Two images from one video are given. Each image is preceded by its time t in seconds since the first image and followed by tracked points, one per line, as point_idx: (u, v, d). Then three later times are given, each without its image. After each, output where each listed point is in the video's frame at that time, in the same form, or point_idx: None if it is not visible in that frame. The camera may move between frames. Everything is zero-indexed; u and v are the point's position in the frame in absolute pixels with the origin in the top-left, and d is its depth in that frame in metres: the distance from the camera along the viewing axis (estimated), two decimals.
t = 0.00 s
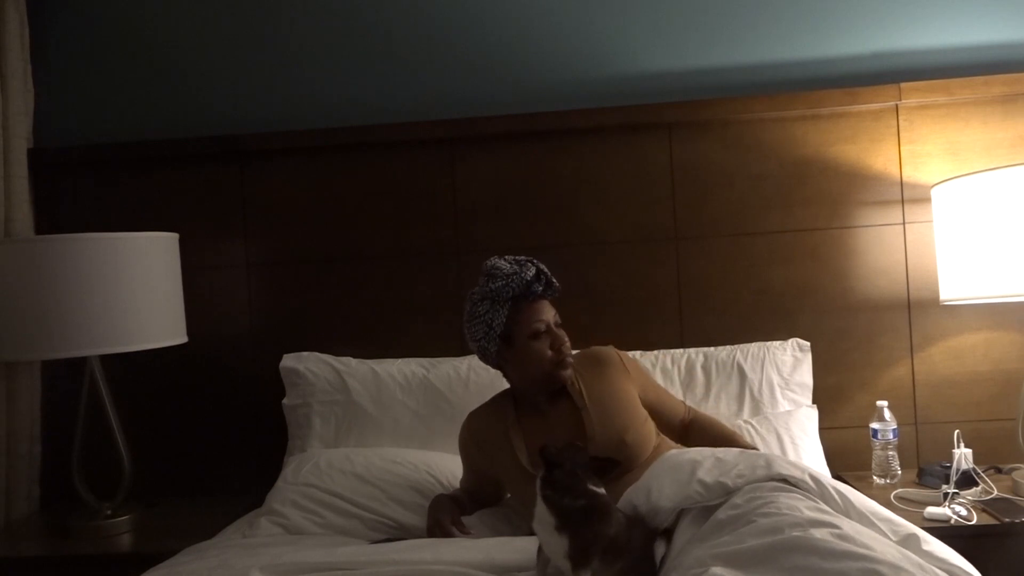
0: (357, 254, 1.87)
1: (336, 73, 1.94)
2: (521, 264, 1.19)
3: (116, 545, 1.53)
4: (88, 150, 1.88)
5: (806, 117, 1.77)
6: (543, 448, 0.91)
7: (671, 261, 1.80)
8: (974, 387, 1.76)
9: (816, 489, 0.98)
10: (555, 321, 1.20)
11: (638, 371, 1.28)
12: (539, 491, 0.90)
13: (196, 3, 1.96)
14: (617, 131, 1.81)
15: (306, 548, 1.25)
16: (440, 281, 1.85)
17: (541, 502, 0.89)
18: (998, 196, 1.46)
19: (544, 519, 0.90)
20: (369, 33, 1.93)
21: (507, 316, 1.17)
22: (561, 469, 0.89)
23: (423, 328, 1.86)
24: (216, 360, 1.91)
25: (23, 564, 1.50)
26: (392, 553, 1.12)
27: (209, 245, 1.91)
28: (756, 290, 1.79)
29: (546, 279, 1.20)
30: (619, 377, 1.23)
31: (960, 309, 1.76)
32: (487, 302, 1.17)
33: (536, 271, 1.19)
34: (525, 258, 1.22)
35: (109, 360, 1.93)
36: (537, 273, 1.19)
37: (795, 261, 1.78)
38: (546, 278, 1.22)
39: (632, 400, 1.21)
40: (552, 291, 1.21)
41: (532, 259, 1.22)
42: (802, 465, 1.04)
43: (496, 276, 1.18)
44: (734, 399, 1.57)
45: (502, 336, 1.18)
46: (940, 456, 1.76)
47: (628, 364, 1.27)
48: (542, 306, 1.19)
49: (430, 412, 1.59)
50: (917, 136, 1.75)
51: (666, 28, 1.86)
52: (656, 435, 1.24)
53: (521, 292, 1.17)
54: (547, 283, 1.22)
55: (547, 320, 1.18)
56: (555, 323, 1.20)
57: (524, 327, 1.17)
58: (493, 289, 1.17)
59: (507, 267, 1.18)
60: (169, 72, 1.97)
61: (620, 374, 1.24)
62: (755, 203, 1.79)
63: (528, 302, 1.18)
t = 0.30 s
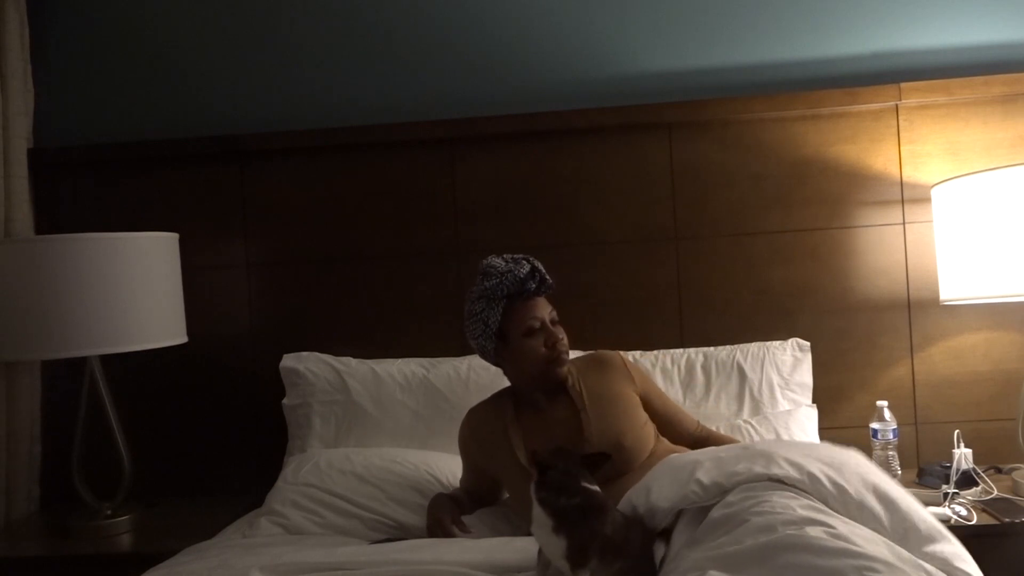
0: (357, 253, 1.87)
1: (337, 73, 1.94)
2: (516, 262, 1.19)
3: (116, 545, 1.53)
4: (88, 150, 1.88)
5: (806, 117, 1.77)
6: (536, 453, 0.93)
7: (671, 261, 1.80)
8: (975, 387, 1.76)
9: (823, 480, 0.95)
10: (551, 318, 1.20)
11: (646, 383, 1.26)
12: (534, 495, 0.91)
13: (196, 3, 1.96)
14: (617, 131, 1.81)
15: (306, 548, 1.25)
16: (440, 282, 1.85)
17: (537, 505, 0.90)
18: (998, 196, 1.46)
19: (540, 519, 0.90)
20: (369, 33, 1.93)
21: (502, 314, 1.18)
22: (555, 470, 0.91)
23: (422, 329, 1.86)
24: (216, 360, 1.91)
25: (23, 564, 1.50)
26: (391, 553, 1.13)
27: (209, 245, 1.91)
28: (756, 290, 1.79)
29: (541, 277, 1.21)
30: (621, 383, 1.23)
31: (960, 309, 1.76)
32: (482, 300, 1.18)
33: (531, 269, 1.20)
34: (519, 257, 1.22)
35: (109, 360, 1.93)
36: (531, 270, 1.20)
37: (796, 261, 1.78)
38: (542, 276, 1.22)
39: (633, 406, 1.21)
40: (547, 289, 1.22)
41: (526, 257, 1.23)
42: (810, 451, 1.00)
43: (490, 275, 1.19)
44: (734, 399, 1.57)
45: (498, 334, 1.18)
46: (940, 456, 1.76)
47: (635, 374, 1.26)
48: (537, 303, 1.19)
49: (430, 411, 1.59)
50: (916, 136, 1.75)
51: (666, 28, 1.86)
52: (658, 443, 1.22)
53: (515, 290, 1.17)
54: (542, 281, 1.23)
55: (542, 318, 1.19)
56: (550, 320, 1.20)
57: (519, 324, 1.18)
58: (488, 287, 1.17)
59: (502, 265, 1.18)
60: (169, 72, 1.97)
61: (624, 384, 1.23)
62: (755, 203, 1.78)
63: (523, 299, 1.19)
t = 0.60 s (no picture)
0: (357, 254, 1.87)
1: (337, 73, 1.94)
2: (518, 256, 1.20)
3: (116, 545, 1.53)
4: (88, 150, 1.88)
5: (806, 117, 1.77)
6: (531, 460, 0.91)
7: (672, 261, 1.80)
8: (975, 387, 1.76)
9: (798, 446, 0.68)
10: (552, 313, 1.20)
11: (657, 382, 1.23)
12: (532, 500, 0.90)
13: (196, 3, 1.96)
14: (617, 131, 1.81)
15: (306, 548, 1.25)
16: (440, 282, 1.85)
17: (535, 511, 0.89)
18: (998, 196, 1.46)
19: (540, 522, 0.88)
20: (369, 32, 1.93)
21: (503, 308, 1.19)
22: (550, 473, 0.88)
23: (422, 329, 1.86)
24: (216, 360, 1.91)
25: (23, 564, 1.50)
26: (392, 554, 1.13)
27: (209, 245, 1.91)
28: (756, 290, 1.79)
29: (542, 271, 1.20)
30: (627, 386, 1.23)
31: (960, 309, 1.76)
32: (486, 295, 1.21)
33: (532, 263, 1.20)
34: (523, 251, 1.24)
35: (109, 360, 1.93)
36: (532, 264, 1.20)
37: (796, 261, 1.78)
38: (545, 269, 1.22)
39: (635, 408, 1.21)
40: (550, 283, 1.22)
41: (531, 252, 1.23)
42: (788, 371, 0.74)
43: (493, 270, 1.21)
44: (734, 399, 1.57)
45: (499, 328, 1.20)
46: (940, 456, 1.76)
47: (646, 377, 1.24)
48: (536, 298, 1.19)
49: (430, 411, 1.59)
50: (917, 136, 1.75)
51: (666, 28, 1.86)
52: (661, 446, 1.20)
53: (515, 284, 1.19)
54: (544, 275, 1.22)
55: (541, 312, 1.18)
56: (551, 314, 1.19)
57: (519, 319, 1.18)
58: (490, 282, 1.20)
59: (502, 260, 1.19)
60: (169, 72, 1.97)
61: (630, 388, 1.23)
62: (755, 203, 1.78)
63: (525, 294, 1.19)
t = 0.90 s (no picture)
0: (357, 254, 1.87)
1: (337, 73, 1.94)
2: (523, 253, 1.23)
3: (116, 545, 1.53)
4: (88, 150, 1.88)
5: (806, 117, 1.77)
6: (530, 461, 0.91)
7: (672, 261, 1.80)
8: (974, 387, 1.76)
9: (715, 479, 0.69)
10: (551, 310, 1.19)
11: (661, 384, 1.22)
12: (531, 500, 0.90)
13: (196, 3, 1.96)
14: (617, 131, 1.81)
15: (307, 547, 1.25)
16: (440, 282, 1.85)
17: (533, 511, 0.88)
18: (998, 196, 1.46)
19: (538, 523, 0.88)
20: (369, 33, 1.93)
21: (505, 304, 1.22)
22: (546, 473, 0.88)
23: (422, 329, 1.86)
24: (216, 359, 1.91)
25: (23, 564, 1.50)
26: (392, 554, 1.13)
27: (209, 245, 1.91)
28: (756, 290, 1.79)
29: (543, 268, 1.22)
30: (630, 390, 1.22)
31: (960, 309, 1.76)
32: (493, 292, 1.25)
33: (533, 259, 1.22)
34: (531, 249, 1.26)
35: (109, 360, 1.93)
36: (532, 261, 1.21)
37: (796, 261, 1.78)
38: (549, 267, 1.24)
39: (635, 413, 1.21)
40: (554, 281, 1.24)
41: (538, 250, 1.25)
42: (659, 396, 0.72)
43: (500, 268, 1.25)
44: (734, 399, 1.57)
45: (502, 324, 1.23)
46: (940, 456, 1.76)
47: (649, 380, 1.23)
48: (535, 294, 1.20)
49: (430, 412, 1.59)
50: (916, 136, 1.75)
51: (665, 28, 1.86)
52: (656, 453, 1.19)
53: (515, 281, 1.21)
54: (547, 272, 1.23)
55: (539, 308, 1.19)
56: (551, 311, 1.20)
57: (518, 314, 1.20)
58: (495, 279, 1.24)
59: (508, 256, 1.24)
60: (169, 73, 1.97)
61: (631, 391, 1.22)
62: (755, 203, 1.78)
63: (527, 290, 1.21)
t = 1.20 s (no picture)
0: (357, 253, 1.87)
1: (337, 73, 1.94)
2: (522, 250, 1.21)
3: (116, 545, 1.53)
4: (89, 150, 1.88)
5: (806, 117, 1.77)
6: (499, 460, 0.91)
7: (672, 261, 1.80)
8: (974, 387, 1.77)
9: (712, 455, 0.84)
10: (547, 309, 1.18)
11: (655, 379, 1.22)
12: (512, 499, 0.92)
13: (196, 3, 1.96)
14: (617, 131, 1.81)
15: (308, 548, 1.25)
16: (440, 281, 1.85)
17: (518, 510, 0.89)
18: (998, 196, 1.46)
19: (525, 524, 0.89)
20: (369, 33, 1.93)
21: (502, 302, 1.21)
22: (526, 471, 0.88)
23: (423, 329, 1.86)
24: (216, 360, 1.91)
25: (23, 564, 1.50)
26: (392, 554, 1.13)
27: (209, 245, 1.91)
28: (757, 290, 1.79)
29: (541, 267, 1.20)
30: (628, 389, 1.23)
31: (960, 309, 1.76)
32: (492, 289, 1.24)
33: (531, 259, 1.20)
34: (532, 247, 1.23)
35: (109, 360, 1.92)
36: (529, 260, 1.19)
37: (797, 261, 1.78)
38: (547, 266, 1.22)
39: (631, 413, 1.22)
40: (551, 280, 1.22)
41: (539, 248, 1.23)
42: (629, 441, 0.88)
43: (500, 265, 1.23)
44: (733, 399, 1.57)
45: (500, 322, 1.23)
46: (939, 456, 1.76)
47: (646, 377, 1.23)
48: (532, 294, 1.19)
49: (430, 412, 1.59)
50: (917, 136, 1.75)
51: (665, 28, 1.86)
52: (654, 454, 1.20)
53: (513, 279, 1.20)
54: (545, 271, 1.21)
55: (534, 307, 1.18)
56: (546, 311, 1.19)
57: (515, 313, 1.20)
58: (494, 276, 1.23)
59: (506, 253, 1.22)
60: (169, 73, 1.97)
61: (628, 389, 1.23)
62: (755, 203, 1.79)
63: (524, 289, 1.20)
